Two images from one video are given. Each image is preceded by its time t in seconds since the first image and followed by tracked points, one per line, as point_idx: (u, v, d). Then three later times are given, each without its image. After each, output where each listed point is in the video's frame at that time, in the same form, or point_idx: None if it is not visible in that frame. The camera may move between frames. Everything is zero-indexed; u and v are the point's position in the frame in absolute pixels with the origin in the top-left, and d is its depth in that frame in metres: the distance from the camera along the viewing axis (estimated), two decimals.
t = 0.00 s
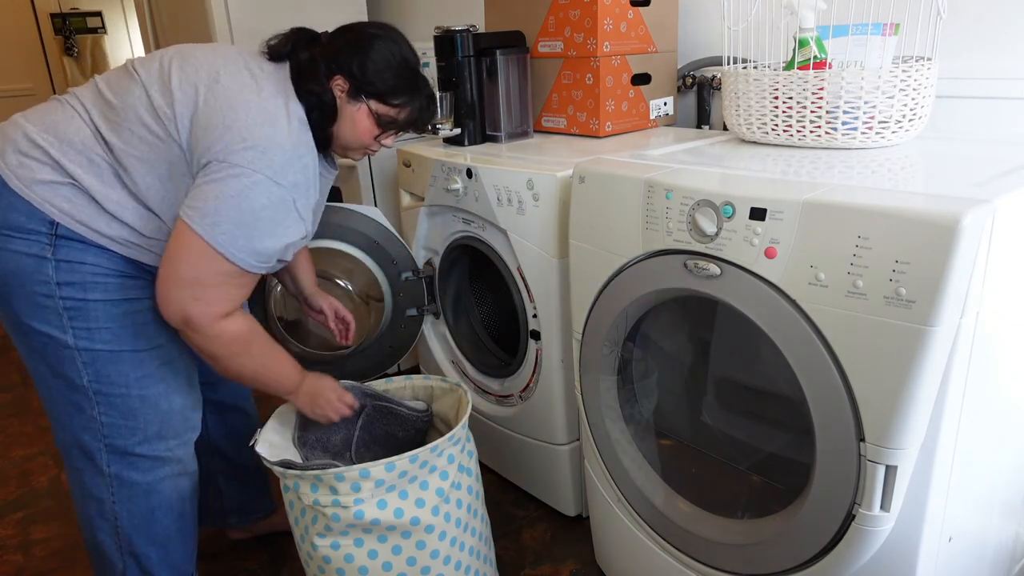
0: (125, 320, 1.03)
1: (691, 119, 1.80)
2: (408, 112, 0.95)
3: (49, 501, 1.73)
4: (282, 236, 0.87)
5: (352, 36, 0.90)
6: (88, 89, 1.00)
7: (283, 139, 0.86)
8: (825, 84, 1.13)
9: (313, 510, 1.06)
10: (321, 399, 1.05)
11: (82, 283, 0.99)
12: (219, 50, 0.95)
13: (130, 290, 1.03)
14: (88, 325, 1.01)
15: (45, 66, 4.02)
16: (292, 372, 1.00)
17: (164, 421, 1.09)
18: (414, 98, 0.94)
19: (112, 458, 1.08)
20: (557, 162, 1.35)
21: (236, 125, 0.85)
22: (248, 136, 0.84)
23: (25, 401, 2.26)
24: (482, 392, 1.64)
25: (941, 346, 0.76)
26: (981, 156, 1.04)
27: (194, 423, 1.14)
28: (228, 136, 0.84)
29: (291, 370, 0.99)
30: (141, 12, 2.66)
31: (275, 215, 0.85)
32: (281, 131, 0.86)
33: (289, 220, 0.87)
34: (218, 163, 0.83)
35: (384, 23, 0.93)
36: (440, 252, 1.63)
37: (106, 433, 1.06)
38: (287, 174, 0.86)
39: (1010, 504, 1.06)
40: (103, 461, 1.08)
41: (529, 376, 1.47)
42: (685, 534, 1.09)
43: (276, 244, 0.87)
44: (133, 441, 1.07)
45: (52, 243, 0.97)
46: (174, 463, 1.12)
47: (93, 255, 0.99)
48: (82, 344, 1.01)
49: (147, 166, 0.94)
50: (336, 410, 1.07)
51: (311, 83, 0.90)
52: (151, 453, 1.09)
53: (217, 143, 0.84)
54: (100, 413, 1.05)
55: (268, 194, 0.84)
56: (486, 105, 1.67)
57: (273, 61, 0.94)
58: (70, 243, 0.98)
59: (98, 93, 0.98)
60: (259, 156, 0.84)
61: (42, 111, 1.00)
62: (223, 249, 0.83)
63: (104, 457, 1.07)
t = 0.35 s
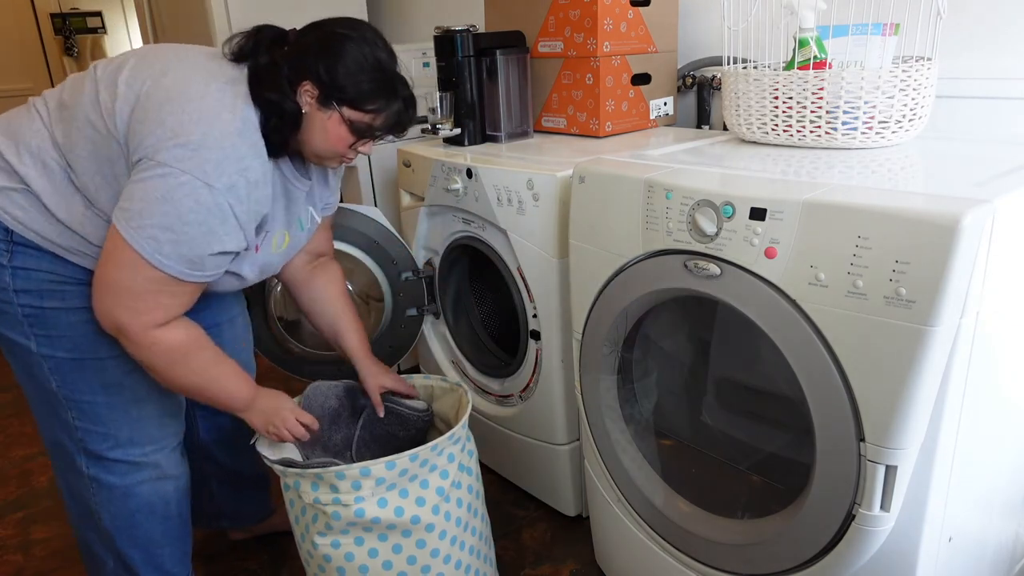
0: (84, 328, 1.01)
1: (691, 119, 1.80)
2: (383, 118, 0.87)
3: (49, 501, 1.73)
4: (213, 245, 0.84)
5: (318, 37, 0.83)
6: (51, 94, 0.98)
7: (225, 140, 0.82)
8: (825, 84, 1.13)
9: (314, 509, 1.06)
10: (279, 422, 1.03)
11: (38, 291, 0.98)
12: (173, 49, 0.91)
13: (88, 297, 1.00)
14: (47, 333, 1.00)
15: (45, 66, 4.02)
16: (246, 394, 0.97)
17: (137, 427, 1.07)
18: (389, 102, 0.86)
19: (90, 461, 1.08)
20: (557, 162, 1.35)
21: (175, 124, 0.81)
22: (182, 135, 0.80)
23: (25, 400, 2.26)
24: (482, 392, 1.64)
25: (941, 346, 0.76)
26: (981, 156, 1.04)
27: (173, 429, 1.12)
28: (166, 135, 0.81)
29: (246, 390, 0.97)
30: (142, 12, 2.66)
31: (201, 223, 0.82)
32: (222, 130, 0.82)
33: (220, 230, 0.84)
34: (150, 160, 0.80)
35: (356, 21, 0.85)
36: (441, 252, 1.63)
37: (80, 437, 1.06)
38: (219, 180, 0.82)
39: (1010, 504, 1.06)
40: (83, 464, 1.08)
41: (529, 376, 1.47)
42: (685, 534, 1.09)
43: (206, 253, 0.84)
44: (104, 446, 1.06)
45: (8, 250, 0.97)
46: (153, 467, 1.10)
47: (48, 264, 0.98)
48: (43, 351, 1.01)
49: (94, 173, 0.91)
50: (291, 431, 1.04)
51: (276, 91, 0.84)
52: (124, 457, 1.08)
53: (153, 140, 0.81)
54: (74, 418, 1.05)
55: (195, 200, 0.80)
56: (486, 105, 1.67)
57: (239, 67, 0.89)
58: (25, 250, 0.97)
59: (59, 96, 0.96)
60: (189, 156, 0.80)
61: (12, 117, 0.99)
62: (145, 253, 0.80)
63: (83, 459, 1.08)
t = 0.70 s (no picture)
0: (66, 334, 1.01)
1: (691, 119, 1.80)
2: (349, 118, 0.85)
3: (49, 501, 1.73)
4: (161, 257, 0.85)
5: (277, 35, 0.81)
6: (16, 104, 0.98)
7: (172, 145, 0.82)
8: (825, 84, 1.13)
9: (313, 515, 1.06)
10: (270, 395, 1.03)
11: (19, 297, 0.99)
12: (131, 53, 0.91)
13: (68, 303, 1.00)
14: (30, 338, 1.01)
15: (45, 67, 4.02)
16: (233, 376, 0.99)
17: (128, 433, 1.07)
18: (353, 101, 0.84)
19: (83, 465, 1.08)
20: (557, 162, 1.35)
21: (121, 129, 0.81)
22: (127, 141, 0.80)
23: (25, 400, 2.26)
24: (482, 392, 1.64)
25: (941, 346, 0.76)
26: (981, 156, 1.04)
27: (167, 433, 1.12)
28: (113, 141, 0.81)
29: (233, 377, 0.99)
30: (141, 12, 2.66)
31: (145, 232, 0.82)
32: (166, 136, 0.82)
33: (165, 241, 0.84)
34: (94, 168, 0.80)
35: (317, 15, 0.83)
36: (440, 252, 1.63)
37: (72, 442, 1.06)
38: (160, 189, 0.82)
39: (1010, 504, 1.06)
40: (77, 467, 1.08)
41: (529, 376, 1.47)
42: (685, 534, 1.09)
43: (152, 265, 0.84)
44: (95, 452, 1.06)
45: None
46: (145, 473, 1.10)
47: (26, 269, 0.98)
48: (29, 357, 1.02)
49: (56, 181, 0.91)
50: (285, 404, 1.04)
51: (236, 98, 0.83)
52: (117, 463, 1.07)
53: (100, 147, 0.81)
54: (63, 422, 1.05)
55: (137, 211, 0.80)
56: (486, 105, 1.67)
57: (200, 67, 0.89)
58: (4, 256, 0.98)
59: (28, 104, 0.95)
60: (132, 164, 0.80)
61: None
62: (89, 266, 0.81)
63: (77, 464, 1.08)
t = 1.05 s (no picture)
0: (68, 330, 1.01)
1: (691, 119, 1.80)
2: (322, 77, 0.84)
3: (49, 501, 1.73)
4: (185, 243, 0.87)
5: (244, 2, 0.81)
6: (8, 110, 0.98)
7: (159, 129, 0.82)
8: (825, 84, 1.13)
9: (315, 518, 1.06)
10: (325, 334, 1.16)
11: (21, 293, 0.99)
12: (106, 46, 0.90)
13: (70, 300, 1.00)
14: (34, 336, 1.01)
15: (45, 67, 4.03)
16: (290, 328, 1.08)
17: (130, 431, 1.06)
18: (323, 60, 0.83)
19: (86, 464, 1.07)
20: (557, 162, 1.35)
21: (107, 123, 0.81)
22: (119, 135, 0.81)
23: (25, 400, 2.26)
24: (482, 392, 1.64)
25: (941, 346, 0.76)
26: (982, 156, 1.04)
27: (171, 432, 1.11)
28: (103, 136, 0.81)
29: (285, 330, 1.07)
30: (142, 11, 2.66)
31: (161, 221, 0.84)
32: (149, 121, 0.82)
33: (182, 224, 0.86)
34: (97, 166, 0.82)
35: None
36: (440, 252, 1.63)
37: (73, 441, 1.06)
38: (158, 175, 0.82)
39: (1010, 504, 1.06)
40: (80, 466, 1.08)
41: (529, 376, 1.48)
42: (685, 534, 1.09)
43: (174, 252, 0.87)
44: (98, 451, 1.06)
45: None
46: (146, 473, 1.10)
47: (29, 266, 0.99)
48: (32, 353, 1.02)
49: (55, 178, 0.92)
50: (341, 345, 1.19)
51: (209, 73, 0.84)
52: (118, 463, 1.07)
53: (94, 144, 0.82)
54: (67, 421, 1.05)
55: (151, 204, 0.83)
56: (486, 105, 1.67)
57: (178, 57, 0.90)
58: (9, 255, 0.99)
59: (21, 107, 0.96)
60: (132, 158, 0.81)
61: None
62: (126, 263, 0.85)
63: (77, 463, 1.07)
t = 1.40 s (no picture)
0: (109, 320, 1.04)
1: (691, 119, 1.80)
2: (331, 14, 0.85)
3: (49, 501, 1.73)
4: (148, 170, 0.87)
5: None
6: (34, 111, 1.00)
7: (158, 65, 0.85)
8: (825, 84, 1.13)
9: (314, 516, 1.06)
10: (277, 255, 0.95)
11: (65, 283, 1.02)
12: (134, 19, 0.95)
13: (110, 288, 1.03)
14: (76, 326, 1.04)
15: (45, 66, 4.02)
16: (231, 247, 0.95)
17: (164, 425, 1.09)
18: None
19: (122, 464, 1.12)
20: (557, 162, 1.35)
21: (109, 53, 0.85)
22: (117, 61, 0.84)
23: (25, 401, 2.26)
24: (483, 392, 1.64)
25: (941, 346, 0.76)
26: (982, 156, 1.04)
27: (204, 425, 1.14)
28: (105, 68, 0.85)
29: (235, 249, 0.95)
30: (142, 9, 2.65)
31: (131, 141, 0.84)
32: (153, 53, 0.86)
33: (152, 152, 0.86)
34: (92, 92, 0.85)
35: None
36: (440, 252, 1.63)
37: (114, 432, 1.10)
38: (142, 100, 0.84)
39: (1009, 504, 1.06)
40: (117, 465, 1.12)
41: (529, 375, 1.47)
42: (685, 534, 1.09)
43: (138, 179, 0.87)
44: (135, 444, 1.09)
45: (33, 246, 1.01)
46: (182, 471, 1.13)
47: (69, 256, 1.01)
48: (75, 344, 1.05)
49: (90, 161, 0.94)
50: (304, 257, 0.97)
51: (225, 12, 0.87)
52: (151, 458, 1.10)
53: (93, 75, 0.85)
54: (106, 414, 1.09)
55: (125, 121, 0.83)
56: (486, 105, 1.67)
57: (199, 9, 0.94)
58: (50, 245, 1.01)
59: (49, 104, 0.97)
60: (121, 81, 0.84)
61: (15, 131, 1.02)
62: (87, 173, 0.84)
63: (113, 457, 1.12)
